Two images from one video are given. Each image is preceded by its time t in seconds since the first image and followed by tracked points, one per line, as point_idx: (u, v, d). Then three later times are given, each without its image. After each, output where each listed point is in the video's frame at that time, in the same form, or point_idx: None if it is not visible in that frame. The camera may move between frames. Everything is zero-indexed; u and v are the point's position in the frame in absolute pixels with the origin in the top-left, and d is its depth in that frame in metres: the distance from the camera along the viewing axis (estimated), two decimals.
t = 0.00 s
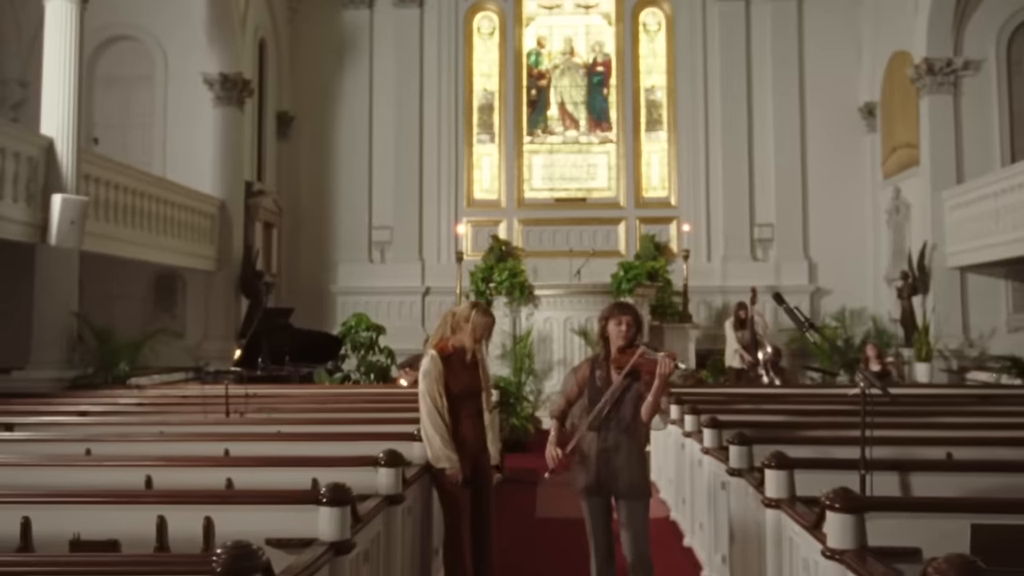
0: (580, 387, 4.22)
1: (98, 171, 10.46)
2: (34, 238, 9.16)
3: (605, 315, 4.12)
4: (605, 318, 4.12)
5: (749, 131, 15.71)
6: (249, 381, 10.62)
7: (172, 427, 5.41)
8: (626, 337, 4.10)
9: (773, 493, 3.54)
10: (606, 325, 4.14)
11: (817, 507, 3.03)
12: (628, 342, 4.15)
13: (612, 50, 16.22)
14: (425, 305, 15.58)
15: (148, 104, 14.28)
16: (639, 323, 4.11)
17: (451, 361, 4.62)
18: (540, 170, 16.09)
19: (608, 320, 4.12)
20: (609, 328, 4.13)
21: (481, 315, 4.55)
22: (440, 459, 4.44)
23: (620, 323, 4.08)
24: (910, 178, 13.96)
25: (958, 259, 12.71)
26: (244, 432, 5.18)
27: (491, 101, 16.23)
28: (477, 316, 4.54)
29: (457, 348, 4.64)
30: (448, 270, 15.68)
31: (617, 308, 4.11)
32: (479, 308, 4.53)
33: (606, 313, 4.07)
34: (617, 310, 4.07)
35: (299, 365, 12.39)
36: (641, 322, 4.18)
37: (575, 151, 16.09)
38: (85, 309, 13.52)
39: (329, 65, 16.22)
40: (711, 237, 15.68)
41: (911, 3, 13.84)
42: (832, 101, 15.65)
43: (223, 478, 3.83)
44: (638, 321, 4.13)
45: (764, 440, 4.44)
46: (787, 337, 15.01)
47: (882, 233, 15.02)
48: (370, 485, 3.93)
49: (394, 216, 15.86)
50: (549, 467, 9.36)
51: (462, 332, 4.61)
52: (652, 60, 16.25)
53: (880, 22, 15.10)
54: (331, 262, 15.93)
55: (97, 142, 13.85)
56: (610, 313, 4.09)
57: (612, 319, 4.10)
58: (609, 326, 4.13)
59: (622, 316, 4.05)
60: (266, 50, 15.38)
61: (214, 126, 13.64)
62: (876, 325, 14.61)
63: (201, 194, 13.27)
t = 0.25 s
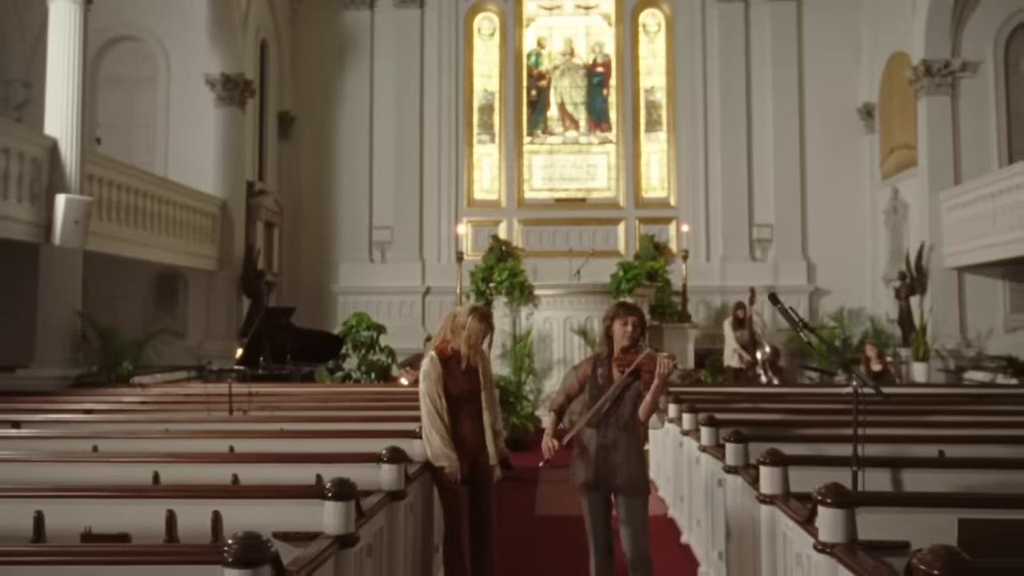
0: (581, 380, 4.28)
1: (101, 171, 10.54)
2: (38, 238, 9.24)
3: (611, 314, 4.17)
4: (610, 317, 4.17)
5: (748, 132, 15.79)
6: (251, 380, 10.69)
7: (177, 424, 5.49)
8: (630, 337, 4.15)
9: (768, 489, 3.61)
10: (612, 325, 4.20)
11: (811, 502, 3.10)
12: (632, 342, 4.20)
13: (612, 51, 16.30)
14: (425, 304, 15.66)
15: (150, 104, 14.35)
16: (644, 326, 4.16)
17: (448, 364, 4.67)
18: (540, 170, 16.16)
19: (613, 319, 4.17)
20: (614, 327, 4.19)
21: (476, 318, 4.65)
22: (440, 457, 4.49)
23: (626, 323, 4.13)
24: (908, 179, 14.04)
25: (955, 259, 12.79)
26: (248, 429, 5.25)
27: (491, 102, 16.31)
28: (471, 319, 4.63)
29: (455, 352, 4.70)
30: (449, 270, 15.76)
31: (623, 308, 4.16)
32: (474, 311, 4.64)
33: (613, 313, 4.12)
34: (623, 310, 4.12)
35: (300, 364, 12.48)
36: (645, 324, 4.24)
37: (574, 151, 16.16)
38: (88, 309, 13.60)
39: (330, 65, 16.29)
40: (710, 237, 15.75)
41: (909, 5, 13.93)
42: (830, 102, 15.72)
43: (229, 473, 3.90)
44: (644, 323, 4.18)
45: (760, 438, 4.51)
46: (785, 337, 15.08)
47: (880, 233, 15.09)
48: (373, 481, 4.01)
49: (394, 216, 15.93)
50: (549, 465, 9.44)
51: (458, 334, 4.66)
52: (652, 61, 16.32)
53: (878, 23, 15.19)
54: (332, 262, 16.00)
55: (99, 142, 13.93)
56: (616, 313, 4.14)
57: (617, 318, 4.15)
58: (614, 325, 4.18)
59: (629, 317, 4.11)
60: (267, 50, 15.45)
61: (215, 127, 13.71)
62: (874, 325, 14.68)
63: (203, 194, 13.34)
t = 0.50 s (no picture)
0: (587, 373, 4.33)
1: (106, 172, 10.63)
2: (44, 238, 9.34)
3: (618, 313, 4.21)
4: (618, 315, 4.20)
5: (749, 132, 15.85)
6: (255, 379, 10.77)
7: (184, 422, 5.57)
8: (637, 336, 4.19)
9: (764, 484, 3.69)
10: (619, 323, 4.22)
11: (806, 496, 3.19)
12: (637, 341, 4.24)
13: (613, 52, 16.37)
14: (428, 304, 15.74)
15: (154, 105, 14.44)
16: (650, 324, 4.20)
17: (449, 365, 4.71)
18: (542, 171, 16.23)
19: (621, 318, 4.20)
20: (621, 325, 4.22)
21: (471, 318, 4.70)
22: (442, 454, 4.54)
23: (634, 320, 4.16)
24: (908, 179, 14.10)
25: (955, 258, 12.84)
26: (253, 427, 5.32)
27: (493, 102, 16.39)
28: (466, 321, 4.68)
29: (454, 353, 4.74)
30: (451, 270, 15.83)
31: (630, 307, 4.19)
32: (471, 312, 4.69)
33: (621, 311, 4.14)
34: (630, 309, 4.15)
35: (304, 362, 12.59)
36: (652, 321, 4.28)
37: (576, 152, 16.23)
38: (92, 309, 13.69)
39: (333, 66, 16.37)
40: (711, 237, 15.81)
41: (909, 5, 14.00)
42: (830, 102, 15.78)
43: (237, 469, 3.98)
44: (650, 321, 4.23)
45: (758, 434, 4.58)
46: (785, 336, 15.15)
47: (881, 232, 15.14)
48: (377, 476, 4.08)
49: (396, 216, 16.00)
50: (550, 464, 9.50)
51: (456, 335, 4.69)
52: (652, 62, 16.39)
53: (878, 24, 15.25)
54: (334, 262, 16.08)
55: (103, 143, 14.03)
56: (624, 312, 4.17)
57: (625, 317, 4.18)
58: (622, 324, 4.21)
59: (636, 316, 4.14)
60: (270, 52, 15.53)
61: (219, 127, 13.79)
62: (874, 324, 14.74)
63: (206, 194, 13.42)
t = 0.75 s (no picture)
0: (600, 370, 4.39)
1: (117, 172, 10.74)
2: (57, 237, 9.46)
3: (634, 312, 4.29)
4: (634, 314, 4.28)
5: (755, 132, 15.88)
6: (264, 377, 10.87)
7: (195, 418, 5.65)
8: (653, 333, 4.29)
9: (767, 480, 3.75)
10: (635, 322, 4.31)
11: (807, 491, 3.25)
12: (652, 340, 4.32)
13: (619, 52, 16.43)
14: (434, 302, 15.83)
15: (163, 106, 14.56)
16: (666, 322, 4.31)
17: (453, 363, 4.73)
18: (548, 170, 16.29)
19: (637, 318, 4.29)
20: (637, 325, 4.31)
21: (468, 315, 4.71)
22: (450, 451, 4.61)
23: (650, 320, 4.26)
24: (914, 178, 14.13)
25: (961, 258, 12.87)
26: (264, 423, 5.40)
27: (499, 102, 16.47)
28: (466, 318, 4.70)
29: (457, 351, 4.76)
30: (457, 269, 15.92)
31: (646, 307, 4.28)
32: (471, 309, 4.71)
33: (638, 310, 4.23)
34: (647, 309, 4.25)
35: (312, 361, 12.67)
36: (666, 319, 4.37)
37: (582, 151, 16.30)
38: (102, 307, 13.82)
39: (340, 66, 16.47)
40: (716, 236, 15.86)
41: (914, 6, 14.03)
42: (836, 102, 15.81)
43: (250, 464, 4.05)
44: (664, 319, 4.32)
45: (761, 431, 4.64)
46: (791, 335, 15.20)
47: (886, 231, 15.17)
48: (387, 472, 4.16)
49: (403, 215, 16.09)
50: (556, 462, 9.57)
51: (459, 333, 4.71)
52: (659, 62, 16.43)
53: (884, 24, 15.27)
54: (342, 261, 16.18)
55: (113, 143, 14.17)
56: (640, 312, 4.26)
57: (641, 317, 4.27)
58: (638, 323, 4.30)
59: (653, 315, 4.24)
60: (278, 52, 15.63)
61: (227, 127, 13.89)
62: (880, 323, 14.76)
63: (215, 194, 13.53)
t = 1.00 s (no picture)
0: (614, 367, 4.43)
1: (130, 173, 10.87)
2: (70, 238, 9.60)
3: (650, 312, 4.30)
4: (650, 314, 4.30)
5: (762, 131, 15.92)
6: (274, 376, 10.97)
7: (209, 416, 5.75)
8: (669, 333, 4.31)
9: (769, 478, 3.82)
10: (651, 322, 4.32)
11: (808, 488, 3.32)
12: (667, 338, 4.35)
13: (626, 52, 16.48)
14: (442, 302, 15.93)
15: (174, 107, 14.70)
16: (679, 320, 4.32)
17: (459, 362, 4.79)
18: (555, 170, 16.36)
19: (653, 318, 4.31)
20: (653, 325, 4.32)
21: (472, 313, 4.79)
22: (458, 449, 4.68)
23: (666, 320, 4.28)
24: (921, 178, 14.14)
25: (968, 258, 12.88)
26: (276, 421, 5.49)
27: (507, 102, 16.54)
28: (468, 316, 4.78)
29: (463, 349, 4.83)
30: (466, 269, 16.01)
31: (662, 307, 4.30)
32: (472, 307, 4.78)
33: (656, 310, 4.24)
34: (664, 309, 4.27)
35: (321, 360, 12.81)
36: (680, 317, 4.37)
37: (589, 151, 16.36)
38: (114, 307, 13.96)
39: (349, 67, 16.57)
40: (723, 236, 15.91)
41: (922, 5, 14.05)
42: (843, 101, 15.83)
43: (263, 461, 4.14)
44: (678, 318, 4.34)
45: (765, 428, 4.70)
46: (798, 335, 15.23)
47: (893, 230, 15.19)
48: (397, 469, 4.24)
49: (412, 215, 16.18)
50: (563, 461, 9.64)
51: (462, 332, 4.78)
52: (666, 62, 16.48)
53: (891, 23, 15.28)
54: (350, 261, 16.29)
55: (125, 144, 14.32)
56: (657, 312, 4.28)
57: (657, 317, 4.29)
58: (654, 323, 4.32)
59: (669, 315, 4.26)
60: (287, 53, 15.75)
61: (237, 128, 14.01)
62: (887, 323, 14.78)
63: (225, 194, 13.65)
